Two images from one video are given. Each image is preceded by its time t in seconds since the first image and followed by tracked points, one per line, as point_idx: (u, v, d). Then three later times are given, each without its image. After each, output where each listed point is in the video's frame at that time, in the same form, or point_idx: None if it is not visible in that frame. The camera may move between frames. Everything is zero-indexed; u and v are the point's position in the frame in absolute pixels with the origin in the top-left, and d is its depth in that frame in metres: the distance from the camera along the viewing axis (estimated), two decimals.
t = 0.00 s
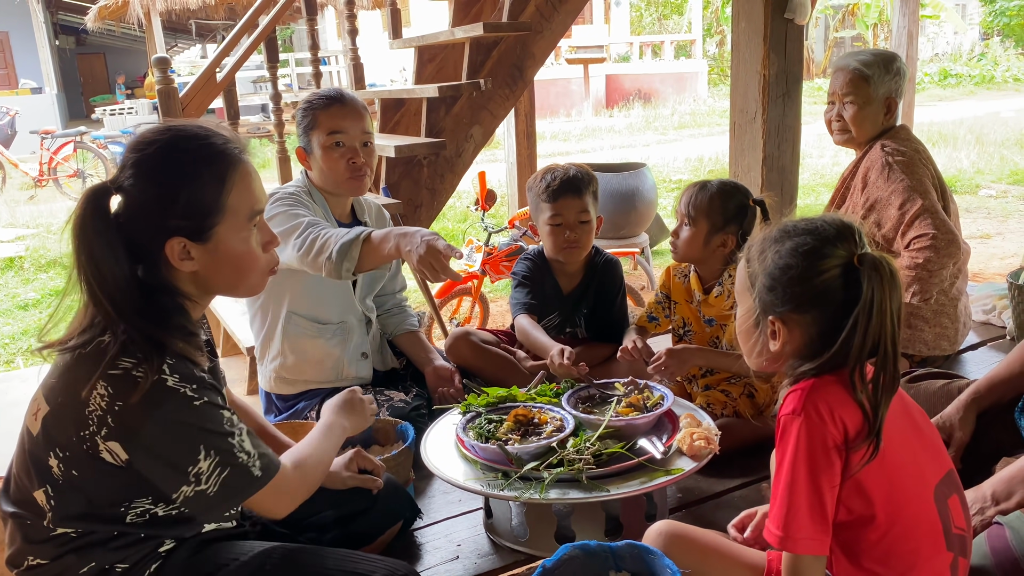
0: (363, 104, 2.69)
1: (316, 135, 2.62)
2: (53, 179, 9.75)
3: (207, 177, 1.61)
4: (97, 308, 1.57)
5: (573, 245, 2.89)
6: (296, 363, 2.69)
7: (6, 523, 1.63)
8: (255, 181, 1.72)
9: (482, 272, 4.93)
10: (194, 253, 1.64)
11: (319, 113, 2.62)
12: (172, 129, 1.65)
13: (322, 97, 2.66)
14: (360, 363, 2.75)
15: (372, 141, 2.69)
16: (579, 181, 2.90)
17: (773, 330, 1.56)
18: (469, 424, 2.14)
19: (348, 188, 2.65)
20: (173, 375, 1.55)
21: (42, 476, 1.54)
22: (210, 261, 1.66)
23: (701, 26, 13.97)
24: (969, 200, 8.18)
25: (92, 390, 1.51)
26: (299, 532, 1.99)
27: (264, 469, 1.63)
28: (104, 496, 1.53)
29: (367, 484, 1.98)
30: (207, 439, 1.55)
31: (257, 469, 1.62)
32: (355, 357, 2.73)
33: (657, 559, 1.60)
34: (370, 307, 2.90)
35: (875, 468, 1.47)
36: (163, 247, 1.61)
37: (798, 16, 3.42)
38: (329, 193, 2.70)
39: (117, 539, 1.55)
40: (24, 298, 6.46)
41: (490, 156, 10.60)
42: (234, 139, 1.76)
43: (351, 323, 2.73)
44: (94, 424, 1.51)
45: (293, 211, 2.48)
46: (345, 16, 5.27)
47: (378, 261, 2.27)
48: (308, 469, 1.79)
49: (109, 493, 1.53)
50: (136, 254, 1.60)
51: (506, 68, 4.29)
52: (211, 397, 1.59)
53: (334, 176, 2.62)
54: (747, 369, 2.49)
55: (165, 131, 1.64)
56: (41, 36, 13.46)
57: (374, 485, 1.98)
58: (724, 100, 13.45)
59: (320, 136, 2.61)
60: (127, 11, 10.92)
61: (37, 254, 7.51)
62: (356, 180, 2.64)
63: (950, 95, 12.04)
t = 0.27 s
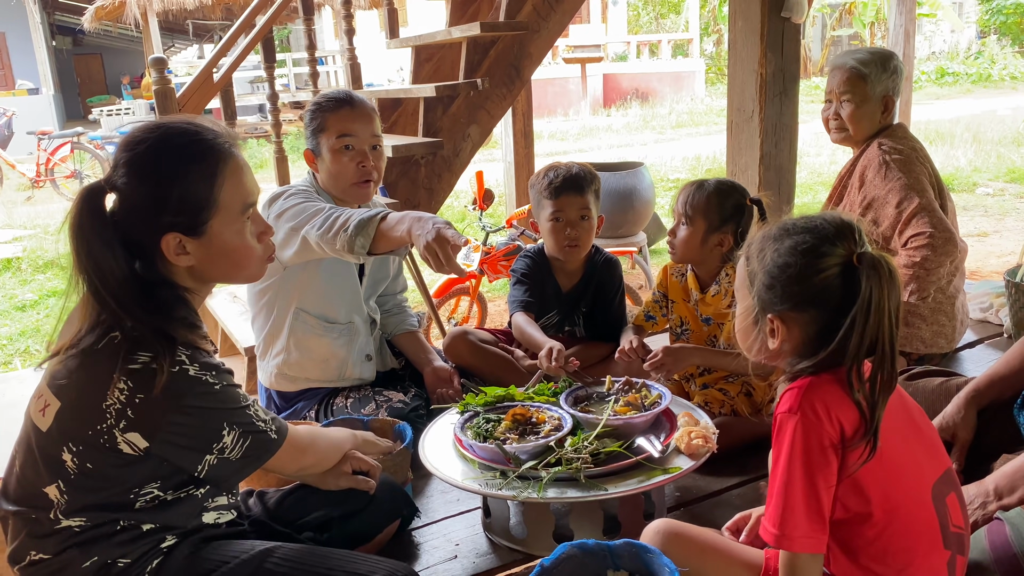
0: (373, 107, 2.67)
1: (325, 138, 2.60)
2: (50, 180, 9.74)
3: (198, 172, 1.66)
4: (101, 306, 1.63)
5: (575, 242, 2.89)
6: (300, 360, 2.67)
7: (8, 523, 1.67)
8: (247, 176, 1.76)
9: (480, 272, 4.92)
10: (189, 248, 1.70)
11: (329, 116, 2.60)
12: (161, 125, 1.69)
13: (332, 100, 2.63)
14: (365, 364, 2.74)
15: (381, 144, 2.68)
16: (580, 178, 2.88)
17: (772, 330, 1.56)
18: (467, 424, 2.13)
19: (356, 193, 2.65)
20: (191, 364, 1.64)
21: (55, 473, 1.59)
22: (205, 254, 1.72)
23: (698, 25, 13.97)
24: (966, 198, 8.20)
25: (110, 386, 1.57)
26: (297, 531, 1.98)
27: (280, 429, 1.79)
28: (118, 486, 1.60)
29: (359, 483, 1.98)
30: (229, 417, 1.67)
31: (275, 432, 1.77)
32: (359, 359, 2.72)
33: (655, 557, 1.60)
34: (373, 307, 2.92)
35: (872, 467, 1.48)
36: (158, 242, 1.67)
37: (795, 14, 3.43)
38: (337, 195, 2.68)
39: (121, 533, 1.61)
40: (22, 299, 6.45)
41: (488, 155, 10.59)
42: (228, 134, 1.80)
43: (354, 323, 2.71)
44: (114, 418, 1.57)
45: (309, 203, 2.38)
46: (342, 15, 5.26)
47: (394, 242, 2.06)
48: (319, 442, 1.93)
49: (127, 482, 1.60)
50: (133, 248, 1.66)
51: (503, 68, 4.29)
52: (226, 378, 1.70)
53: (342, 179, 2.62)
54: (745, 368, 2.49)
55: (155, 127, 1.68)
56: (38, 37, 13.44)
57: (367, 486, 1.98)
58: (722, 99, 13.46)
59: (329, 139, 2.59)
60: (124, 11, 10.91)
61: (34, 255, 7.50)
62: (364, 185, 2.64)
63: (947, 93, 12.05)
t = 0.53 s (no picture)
0: (384, 108, 2.67)
1: (338, 140, 2.60)
2: (47, 180, 9.73)
3: (188, 166, 1.66)
4: (96, 302, 1.63)
5: (572, 236, 2.89)
6: (303, 360, 2.66)
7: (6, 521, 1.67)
8: (236, 171, 1.75)
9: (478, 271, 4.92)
10: (179, 241, 1.70)
11: (340, 118, 2.59)
12: (153, 120, 1.69)
13: (345, 101, 2.63)
14: (368, 366, 2.75)
15: (393, 147, 2.67)
16: (578, 174, 2.89)
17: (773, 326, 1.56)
18: (466, 422, 2.13)
19: (367, 195, 2.66)
20: (189, 353, 1.64)
21: (53, 467, 1.59)
22: (195, 247, 1.71)
23: (696, 24, 13.99)
24: (964, 196, 8.20)
25: (108, 378, 1.57)
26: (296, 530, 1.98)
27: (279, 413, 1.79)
28: (118, 480, 1.60)
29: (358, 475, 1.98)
30: (228, 404, 1.67)
31: (274, 416, 1.77)
32: (363, 361, 2.73)
33: (654, 555, 1.60)
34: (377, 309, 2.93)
35: (873, 465, 1.48)
36: (148, 236, 1.67)
37: (793, 13, 3.43)
38: (348, 197, 2.68)
39: (119, 529, 1.60)
40: (20, 300, 6.45)
41: (486, 155, 10.59)
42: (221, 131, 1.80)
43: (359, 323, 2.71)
44: (112, 410, 1.57)
45: (322, 202, 2.35)
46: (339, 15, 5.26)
47: (406, 236, 2.04)
48: (321, 425, 1.92)
49: (126, 476, 1.60)
50: (125, 242, 1.66)
51: (501, 66, 4.29)
52: (222, 366, 1.70)
53: (354, 182, 2.63)
54: (745, 366, 2.50)
55: (147, 122, 1.68)
56: (35, 37, 13.43)
57: (366, 477, 1.98)
58: (719, 97, 13.47)
59: (341, 141, 2.59)
60: (121, 11, 10.90)
61: (32, 255, 7.49)
62: (375, 187, 2.65)
63: (944, 92, 12.08)
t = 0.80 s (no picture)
0: (384, 110, 2.67)
1: (337, 142, 2.60)
2: (45, 181, 9.73)
3: (172, 164, 1.66)
4: (87, 302, 1.63)
5: (564, 228, 2.90)
6: (301, 360, 2.66)
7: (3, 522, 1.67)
8: (223, 168, 1.76)
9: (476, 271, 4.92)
10: (166, 239, 1.69)
11: (340, 119, 2.59)
12: (136, 119, 1.69)
13: (344, 102, 2.62)
14: (367, 368, 2.75)
15: (393, 149, 2.68)
16: (573, 166, 2.89)
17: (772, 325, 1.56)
18: (463, 422, 2.14)
19: (367, 197, 2.67)
20: (180, 349, 1.65)
21: (48, 468, 1.59)
22: (182, 244, 1.71)
23: (694, 23, 13.99)
24: (961, 195, 8.22)
25: (100, 376, 1.58)
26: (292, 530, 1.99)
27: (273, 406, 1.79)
28: (113, 479, 1.61)
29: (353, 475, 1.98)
30: (220, 399, 1.67)
31: (267, 410, 1.77)
32: (362, 363, 2.73)
33: (650, 554, 1.61)
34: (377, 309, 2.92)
35: (870, 464, 1.48)
36: (135, 234, 1.67)
37: (790, 12, 3.43)
38: (346, 199, 2.69)
39: (116, 530, 1.60)
40: (18, 300, 6.44)
41: (484, 154, 10.59)
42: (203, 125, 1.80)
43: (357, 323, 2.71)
44: (104, 409, 1.58)
45: (321, 202, 2.35)
46: (337, 15, 5.25)
47: (405, 234, 2.04)
48: (315, 420, 1.93)
49: (121, 474, 1.61)
50: (113, 241, 1.66)
51: (498, 66, 4.29)
52: (213, 360, 1.70)
53: (354, 184, 2.63)
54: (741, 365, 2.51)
55: (130, 122, 1.68)
56: (32, 38, 13.41)
57: (360, 477, 1.98)
58: (717, 97, 13.48)
59: (341, 143, 2.59)
60: (118, 11, 10.89)
61: (30, 256, 7.49)
62: (376, 189, 2.66)
63: (942, 91, 12.09)
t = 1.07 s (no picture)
0: (382, 110, 2.67)
1: (336, 142, 2.60)
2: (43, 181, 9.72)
3: (160, 164, 1.66)
4: (78, 303, 1.63)
5: (554, 230, 2.90)
6: (300, 361, 2.66)
7: None
8: (212, 168, 1.77)
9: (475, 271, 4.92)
10: (154, 239, 1.69)
11: (338, 120, 2.59)
12: (124, 119, 1.69)
13: (341, 103, 2.62)
14: (366, 368, 2.75)
15: (391, 149, 2.68)
16: (563, 167, 2.89)
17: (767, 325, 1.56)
18: (462, 422, 2.14)
19: (365, 198, 2.67)
20: (171, 347, 1.64)
21: (42, 469, 1.60)
22: (170, 244, 1.71)
23: (692, 24, 14.00)
24: (959, 195, 8.22)
25: (90, 376, 1.58)
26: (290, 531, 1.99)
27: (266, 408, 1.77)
28: (106, 479, 1.60)
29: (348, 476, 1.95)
30: (212, 399, 1.66)
31: (260, 411, 1.75)
32: (360, 364, 2.73)
33: (649, 554, 1.61)
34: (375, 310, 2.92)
35: (868, 463, 1.48)
36: (123, 234, 1.67)
37: (787, 12, 3.43)
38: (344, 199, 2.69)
39: (112, 530, 1.61)
40: (16, 301, 6.44)
41: (483, 155, 10.60)
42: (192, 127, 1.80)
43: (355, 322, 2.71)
44: (95, 409, 1.57)
45: (319, 203, 2.35)
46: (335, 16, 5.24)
47: (403, 240, 2.04)
48: (309, 423, 1.91)
49: (115, 475, 1.60)
50: (102, 241, 1.66)
51: (496, 67, 4.29)
52: (205, 360, 1.69)
53: (352, 185, 2.63)
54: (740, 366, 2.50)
55: (118, 122, 1.68)
56: (30, 39, 13.40)
57: (356, 482, 1.95)
58: (715, 97, 13.49)
59: (340, 143, 2.59)
60: (117, 12, 10.89)
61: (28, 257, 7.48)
62: (374, 190, 2.65)
63: (940, 91, 12.09)
